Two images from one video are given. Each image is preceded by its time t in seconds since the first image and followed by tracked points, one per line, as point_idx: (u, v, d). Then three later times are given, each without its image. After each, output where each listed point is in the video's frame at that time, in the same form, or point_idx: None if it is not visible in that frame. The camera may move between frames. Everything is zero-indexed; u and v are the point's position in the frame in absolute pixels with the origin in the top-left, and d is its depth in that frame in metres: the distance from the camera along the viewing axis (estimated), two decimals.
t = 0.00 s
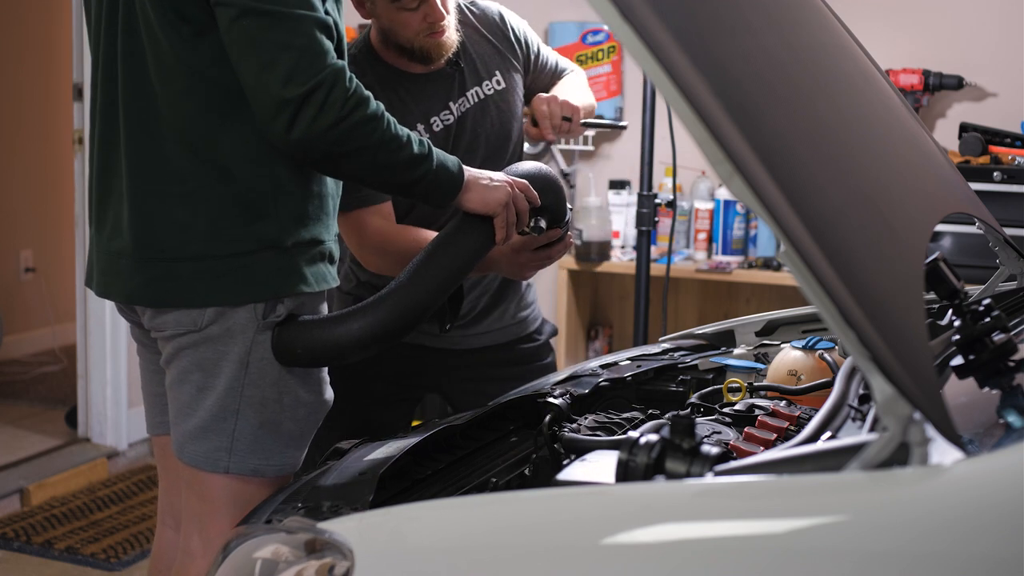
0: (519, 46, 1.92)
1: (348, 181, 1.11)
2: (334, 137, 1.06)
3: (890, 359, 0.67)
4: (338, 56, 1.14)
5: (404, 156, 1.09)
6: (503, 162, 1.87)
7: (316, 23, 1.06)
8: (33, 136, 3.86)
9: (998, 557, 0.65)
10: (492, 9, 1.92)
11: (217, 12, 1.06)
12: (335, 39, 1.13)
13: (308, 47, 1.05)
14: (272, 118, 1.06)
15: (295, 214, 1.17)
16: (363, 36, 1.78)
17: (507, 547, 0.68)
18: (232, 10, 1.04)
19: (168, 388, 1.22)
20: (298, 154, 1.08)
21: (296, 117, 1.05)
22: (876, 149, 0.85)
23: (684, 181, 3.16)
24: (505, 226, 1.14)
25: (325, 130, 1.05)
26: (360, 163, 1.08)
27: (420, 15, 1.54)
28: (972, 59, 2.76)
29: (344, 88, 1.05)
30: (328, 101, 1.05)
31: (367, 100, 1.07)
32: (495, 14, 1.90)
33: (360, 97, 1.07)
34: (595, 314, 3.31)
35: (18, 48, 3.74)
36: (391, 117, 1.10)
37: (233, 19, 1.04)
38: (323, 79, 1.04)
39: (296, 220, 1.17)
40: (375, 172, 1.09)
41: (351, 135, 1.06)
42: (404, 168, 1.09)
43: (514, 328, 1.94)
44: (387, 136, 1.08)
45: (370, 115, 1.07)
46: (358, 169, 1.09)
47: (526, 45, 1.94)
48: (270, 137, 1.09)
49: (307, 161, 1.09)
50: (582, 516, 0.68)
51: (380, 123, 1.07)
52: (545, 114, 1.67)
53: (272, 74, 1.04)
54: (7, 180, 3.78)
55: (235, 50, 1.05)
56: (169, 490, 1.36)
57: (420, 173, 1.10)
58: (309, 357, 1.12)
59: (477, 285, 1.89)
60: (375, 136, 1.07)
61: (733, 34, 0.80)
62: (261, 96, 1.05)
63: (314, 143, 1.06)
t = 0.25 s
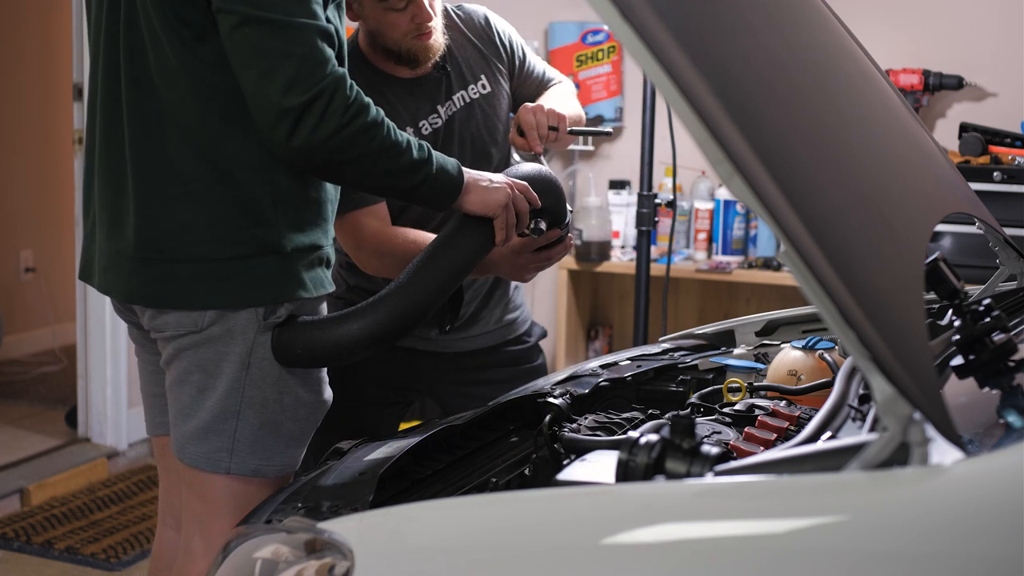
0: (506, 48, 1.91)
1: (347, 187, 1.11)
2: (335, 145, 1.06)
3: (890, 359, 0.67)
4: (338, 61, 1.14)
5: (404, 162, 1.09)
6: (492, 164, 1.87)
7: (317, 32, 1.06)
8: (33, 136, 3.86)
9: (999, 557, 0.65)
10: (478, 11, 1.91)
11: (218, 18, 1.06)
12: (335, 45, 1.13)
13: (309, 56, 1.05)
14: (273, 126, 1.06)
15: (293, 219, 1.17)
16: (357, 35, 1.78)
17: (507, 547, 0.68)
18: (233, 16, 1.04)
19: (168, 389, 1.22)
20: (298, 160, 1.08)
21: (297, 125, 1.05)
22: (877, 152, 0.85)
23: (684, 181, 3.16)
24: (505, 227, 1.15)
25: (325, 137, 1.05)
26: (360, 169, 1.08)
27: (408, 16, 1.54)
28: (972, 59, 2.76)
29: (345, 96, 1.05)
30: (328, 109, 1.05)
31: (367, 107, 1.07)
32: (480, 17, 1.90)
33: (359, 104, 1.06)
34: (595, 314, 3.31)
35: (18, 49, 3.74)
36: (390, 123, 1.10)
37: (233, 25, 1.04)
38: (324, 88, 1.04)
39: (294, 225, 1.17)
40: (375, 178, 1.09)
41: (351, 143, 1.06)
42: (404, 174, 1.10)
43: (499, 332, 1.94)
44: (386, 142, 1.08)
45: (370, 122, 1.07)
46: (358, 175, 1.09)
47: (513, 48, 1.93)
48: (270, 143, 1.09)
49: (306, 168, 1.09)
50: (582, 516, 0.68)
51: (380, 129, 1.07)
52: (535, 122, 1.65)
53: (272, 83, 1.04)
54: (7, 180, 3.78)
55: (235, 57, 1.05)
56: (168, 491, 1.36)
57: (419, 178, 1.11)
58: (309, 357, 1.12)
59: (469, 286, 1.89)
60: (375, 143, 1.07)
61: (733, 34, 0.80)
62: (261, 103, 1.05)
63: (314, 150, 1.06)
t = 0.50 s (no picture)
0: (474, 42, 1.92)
1: (346, 190, 1.12)
2: (333, 149, 1.06)
3: (890, 359, 0.67)
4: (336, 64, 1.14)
5: (402, 164, 1.09)
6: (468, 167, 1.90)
7: (315, 36, 1.06)
8: (34, 137, 3.86)
9: (1000, 557, 0.65)
10: (449, 8, 1.92)
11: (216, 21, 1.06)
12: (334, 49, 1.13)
13: (307, 61, 1.05)
14: (270, 130, 1.06)
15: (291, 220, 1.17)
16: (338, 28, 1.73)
17: (508, 546, 0.68)
18: (231, 21, 1.04)
19: (167, 390, 1.22)
20: (296, 164, 1.08)
21: (295, 128, 1.05)
22: (876, 152, 0.85)
23: (684, 181, 3.16)
24: (504, 224, 1.13)
25: (324, 141, 1.05)
26: (359, 173, 1.09)
27: (397, 8, 1.48)
28: (972, 59, 2.76)
29: (343, 100, 1.05)
30: (326, 113, 1.05)
31: (365, 110, 1.07)
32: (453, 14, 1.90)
33: (357, 107, 1.06)
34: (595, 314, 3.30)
35: (18, 49, 3.74)
36: (387, 126, 1.10)
37: (231, 30, 1.04)
38: (321, 93, 1.04)
39: (292, 227, 1.18)
40: (374, 181, 1.09)
41: (349, 146, 1.06)
42: (402, 177, 1.10)
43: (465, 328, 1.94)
44: (384, 145, 1.08)
45: (368, 125, 1.07)
46: (356, 178, 1.09)
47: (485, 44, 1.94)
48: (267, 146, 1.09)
49: (304, 172, 1.09)
50: (583, 516, 0.68)
51: (377, 133, 1.07)
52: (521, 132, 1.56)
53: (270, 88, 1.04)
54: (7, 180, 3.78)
55: (233, 60, 1.05)
56: (167, 493, 1.36)
57: (416, 180, 1.11)
58: (309, 355, 1.12)
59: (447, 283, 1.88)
60: (372, 146, 1.07)
61: (733, 34, 0.80)
62: (259, 107, 1.05)
63: (312, 154, 1.06)
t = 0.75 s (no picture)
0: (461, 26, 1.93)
1: (345, 191, 1.12)
2: (332, 149, 1.06)
3: (891, 359, 0.67)
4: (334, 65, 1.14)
5: (401, 164, 1.09)
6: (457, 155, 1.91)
7: (314, 37, 1.06)
8: (34, 137, 3.86)
9: (999, 557, 0.66)
10: None
11: (214, 23, 1.06)
12: (332, 51, 1.13)
13: (305, 62, 1.05)
14: (269, 130, 1.06)
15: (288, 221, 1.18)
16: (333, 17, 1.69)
17: (508, 546, 0.68)
18: (228, 22, 1.04)
19: (166, 390, 1.22)
20: (295, 165, 1.08)
21: (294, 130, 1.05)
22: (875, 153, 0.85)
23: (684, 181, 3.16)
24: (504, 225, 1.13)
25: (323, 142, 1.05)
26: (358, 174, 1.09)
27: None
28: (972, 59, 2.76)
29: (341, 101, 1.05)
30: (325, 115, 1.05)
31: (365, 111, 1.07)
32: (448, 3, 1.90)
33: (356, 108, 1.06)
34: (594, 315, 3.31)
35: (18, 50, 3.74)
36: (386, 126, 1.10)
37: (228, 31, 1.04)
38: (320, 94, 1.04)
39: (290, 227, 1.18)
40: (373, 182, 1.09)
41: (348, 147, 1.06)
42: (400, 177, 1.10)
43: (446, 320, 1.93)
44: (383, 146, 1.08)
45: (367, 126, 1.07)
46: (355, 179, 1.09)
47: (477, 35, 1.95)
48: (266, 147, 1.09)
49: (303, 173, 1.09)
50: (583, 517, 0.68)
51: (376, 134, 1.07)
52: (528, 137, 1.63)
53: (269, 89, 1.04)
54: (7, 180, 3.78)
55: (230, 62, 1.05)
56: (167, 493, 1.36)
57: (415, 180, 1.11)
58: (308, 355, 1.13)
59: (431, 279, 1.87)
60: (371, 147, 1.07)
61: (732, 34, 0.80)
62: (258, 108, 1.05)
63: (311, 155, 1.06)
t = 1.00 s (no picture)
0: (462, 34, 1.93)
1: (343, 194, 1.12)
2: (331, 153, 1.06)
3: (891, 358, 0.67)
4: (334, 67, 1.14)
5: (399, 169, 1.09)
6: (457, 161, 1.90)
7: (314, 40, 1.06)
8: (34, 137, 3.86)
9: (999, 557, 0.66)
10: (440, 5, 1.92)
11: (214, 25, 1.06)
12: (332, 54, 1.13)
13: (305, 66, 1.04)
14: (269, 134, 1.06)
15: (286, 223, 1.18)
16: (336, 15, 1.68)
17: (509, 546, 0.68)
18: (228, 25, 1.04)
19: (166, 391, 1.22)
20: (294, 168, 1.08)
21: (293, 133, 1.05)
22: (875, 153, 0.85)
23: (684, 181, 3.16)
24: (504, 226, 1.13)
25: (322, 146, 1.05)
26: (358, 178, 1.09)
27: None
28: (972, 59, 2.76)
29: (341, 105, 1.05)
30: (324, 118, 1.05)
31: (364, 115, 1.07)
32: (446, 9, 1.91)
33: (355, 111, 1.06)
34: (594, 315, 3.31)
35: (18, 50, 3.74)
36: (385, 130, 1.10)
37: (228, 35, 1.04)
38: (320, 98, 1.04)
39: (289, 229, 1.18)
40: (372, 185, 1.09)
41: (347, 151, 1.06)
42: (399, 181, 1.10)
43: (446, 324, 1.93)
44: (382, 150, 1.08)
45: (366, 131, 1.07)
46: (354, 182, 1.09)
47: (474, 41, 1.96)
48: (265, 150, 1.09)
49: (302, 176, 1.09)
50: (583, 517, 0.68)
51: (375, 138, 1.07)
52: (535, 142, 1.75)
53: (269, 93, 1.04)
54: (7, 180, 3.78)
55: (230, 65, 1.05)
56: (166, 494, 1.36)
57: (415, 184, 1.11)
58: (309, 361, 1.13)
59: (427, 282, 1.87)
60: (370, 151, 1.07)
61: (732, 34, 0.80)
62: (257, 111, 1.05)
63: (310, 159, 1.06)
